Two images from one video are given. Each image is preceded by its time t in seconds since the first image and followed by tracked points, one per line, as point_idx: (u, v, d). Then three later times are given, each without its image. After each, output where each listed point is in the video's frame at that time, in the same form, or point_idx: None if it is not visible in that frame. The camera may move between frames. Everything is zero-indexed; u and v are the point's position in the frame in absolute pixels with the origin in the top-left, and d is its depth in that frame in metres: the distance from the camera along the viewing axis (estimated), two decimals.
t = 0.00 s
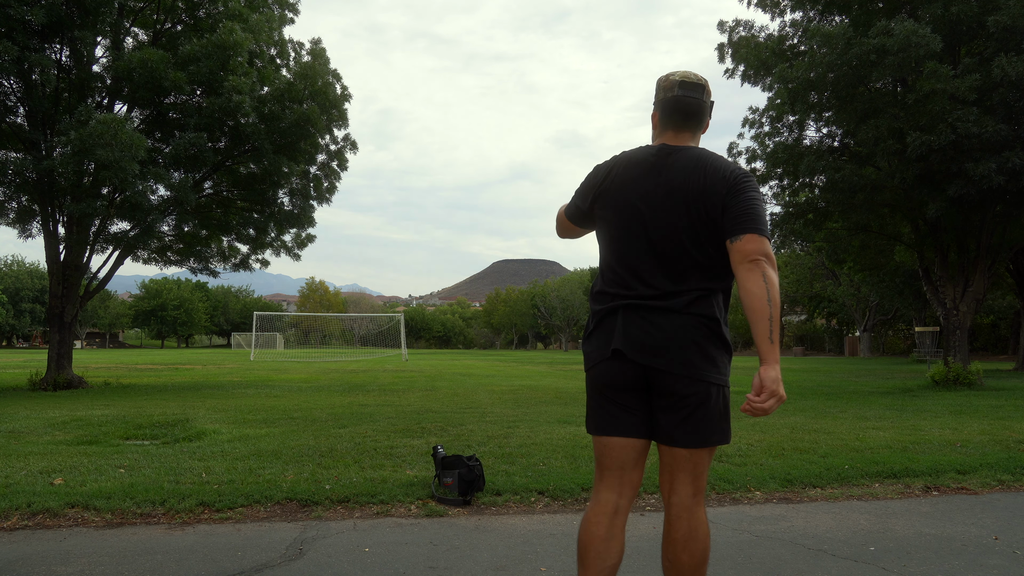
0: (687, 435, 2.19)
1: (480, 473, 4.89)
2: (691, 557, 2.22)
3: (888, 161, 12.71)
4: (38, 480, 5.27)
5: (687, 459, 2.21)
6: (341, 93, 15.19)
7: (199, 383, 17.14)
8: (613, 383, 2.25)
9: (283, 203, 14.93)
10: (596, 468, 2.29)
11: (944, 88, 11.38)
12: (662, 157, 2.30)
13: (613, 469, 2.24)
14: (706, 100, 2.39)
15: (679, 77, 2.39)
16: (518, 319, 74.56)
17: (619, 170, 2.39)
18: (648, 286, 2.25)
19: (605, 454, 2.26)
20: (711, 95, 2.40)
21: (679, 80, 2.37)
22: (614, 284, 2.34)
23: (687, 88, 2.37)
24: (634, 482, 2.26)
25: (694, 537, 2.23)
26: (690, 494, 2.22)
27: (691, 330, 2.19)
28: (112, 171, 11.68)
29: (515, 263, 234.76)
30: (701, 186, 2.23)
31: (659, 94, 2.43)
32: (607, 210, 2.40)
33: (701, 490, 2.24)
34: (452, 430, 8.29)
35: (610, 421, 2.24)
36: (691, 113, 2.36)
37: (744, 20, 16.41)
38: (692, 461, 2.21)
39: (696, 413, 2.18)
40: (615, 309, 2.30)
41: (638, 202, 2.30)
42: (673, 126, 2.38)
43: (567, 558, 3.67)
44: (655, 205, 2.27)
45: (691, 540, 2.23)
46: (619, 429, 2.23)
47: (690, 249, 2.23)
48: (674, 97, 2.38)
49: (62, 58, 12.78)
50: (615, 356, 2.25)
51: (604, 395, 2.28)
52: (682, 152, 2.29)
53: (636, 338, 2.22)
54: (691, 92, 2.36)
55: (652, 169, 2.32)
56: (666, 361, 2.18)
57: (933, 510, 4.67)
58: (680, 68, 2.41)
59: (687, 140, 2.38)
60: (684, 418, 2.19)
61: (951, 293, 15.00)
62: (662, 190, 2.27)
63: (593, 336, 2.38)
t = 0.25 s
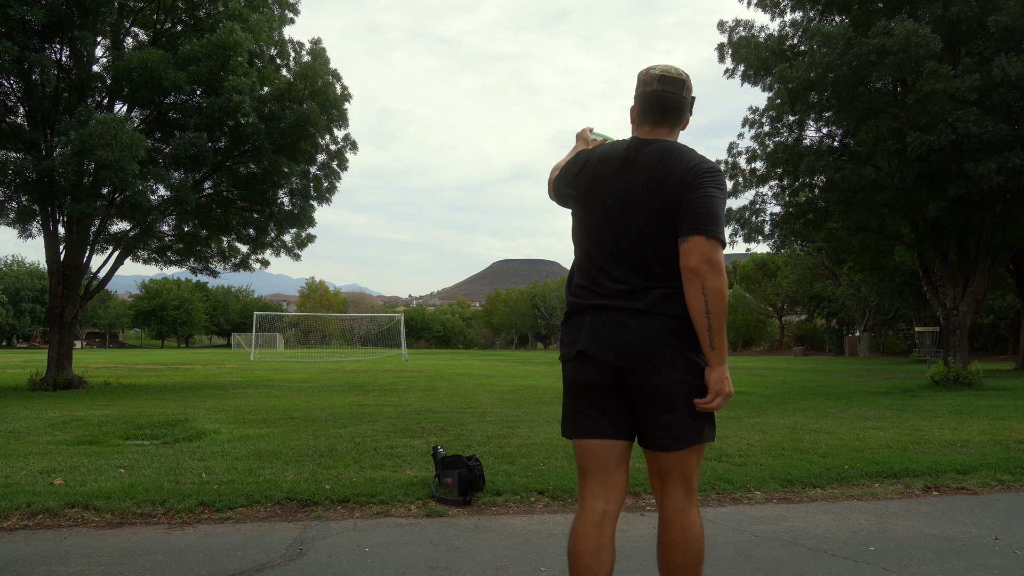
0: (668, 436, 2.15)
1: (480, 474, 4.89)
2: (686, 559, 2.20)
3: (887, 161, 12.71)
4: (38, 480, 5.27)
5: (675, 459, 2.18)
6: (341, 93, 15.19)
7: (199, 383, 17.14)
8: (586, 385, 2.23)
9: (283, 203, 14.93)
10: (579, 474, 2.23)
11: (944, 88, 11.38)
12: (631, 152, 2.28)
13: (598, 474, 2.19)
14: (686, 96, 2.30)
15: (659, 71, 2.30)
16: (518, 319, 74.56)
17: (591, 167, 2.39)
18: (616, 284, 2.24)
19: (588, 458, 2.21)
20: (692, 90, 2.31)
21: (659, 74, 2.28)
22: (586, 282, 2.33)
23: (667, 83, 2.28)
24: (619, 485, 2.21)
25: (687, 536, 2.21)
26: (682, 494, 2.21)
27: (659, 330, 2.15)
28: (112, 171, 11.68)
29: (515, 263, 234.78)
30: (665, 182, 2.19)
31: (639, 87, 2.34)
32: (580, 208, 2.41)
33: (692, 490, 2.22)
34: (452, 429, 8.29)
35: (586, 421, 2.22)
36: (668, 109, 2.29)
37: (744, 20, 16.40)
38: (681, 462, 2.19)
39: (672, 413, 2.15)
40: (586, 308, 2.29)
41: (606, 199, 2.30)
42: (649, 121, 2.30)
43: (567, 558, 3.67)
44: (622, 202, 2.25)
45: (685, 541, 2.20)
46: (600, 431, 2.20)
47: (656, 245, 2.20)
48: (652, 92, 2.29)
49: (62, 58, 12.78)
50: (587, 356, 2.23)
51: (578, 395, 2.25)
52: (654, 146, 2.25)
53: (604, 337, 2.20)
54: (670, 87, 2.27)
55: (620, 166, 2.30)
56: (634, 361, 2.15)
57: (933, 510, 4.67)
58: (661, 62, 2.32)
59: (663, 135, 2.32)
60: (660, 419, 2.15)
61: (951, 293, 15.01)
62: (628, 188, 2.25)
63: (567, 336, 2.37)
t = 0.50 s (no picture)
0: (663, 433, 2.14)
1: (480, 474, 4.89)
2: (680, 554, 2.18)
3: (887, 161, 12.71)
4: (38, 480, 5.27)
5: (669, 455, 2.17)
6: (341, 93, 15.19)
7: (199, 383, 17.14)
8: (574, 388, 2.17)
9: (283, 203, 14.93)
10: (569, 477, 2.21)
11: (944, 88, 11.39)
12: (610, 149, 2.24)
13: (588, 478, 2.16)
14: (669, 90, 2.28)
15: (640, 65, 2.29)
16: (518, 319, 74.53)
17: (572, 165, 2.34)
18: (601, 283, 2.18)
19: (577, 462, 2.18)
20: (675, 85, 2.29)
21: (641, 68, 2.26)
22: (569, 283, 2.27)
23: (649, 76, 2.26)
24: (610, 486, 2.17)
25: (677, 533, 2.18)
26: (676, 489, 2.19)
27: (648, 329, 2.10)
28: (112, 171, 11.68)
29: (514, 263, 234.75)
30: (647, 178, 2.14)
31: (621, 82, 2.32)
32: (561, 208, 2.36)
33: (687, 483, 2.21)
34: (452, 429, 8.29)
35: (576, 424, 2.17)
36: (651, 104, 2.27)
37: (744, 20, 16.39)
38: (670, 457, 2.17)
39: (666, 410, 2.12)
40: (569, 310, 2.23)
41: (588, 197, 2.24)
42: (631, 117, 2.28)
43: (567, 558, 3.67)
44: (605, 200, 2.20)
45: (680, 536, 2.19)
46: (590, 433, 2.16)
47: (641, 244, 2.15)
48: (634, 86, 2.27)
49: (62, 58, 12.77)
50: (574, 357, 2.17)
51: (566, 398, 2.20)
52: (635, 141, 2.21)
53: (591, 338, 2.14)
54: (653, 81, 2.25)
55: (601, 163, 2.26)
56: (621, 361, 2.10)
57: (933, 510, 4.67)
58: (642, 56, 2.31)
59: (646, 131, 2.28)
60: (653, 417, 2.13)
61: (951, 293, 15.01)
62: (610, 185, 2.20)
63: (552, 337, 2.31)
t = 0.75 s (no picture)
0: (653, 442, 2.11)
1: (480, 474, 4.90)
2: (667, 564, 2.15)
3: (887, 161, 12.72)
4: (38, 480, 5.27)
5: (664, 461, 2.14)
6: (341, 93, 15.19)
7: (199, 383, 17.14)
8: (578, 389, 2.15)
9: (283, 203, 14.93)
10: (573, 478, 2.21)
11: (944, 88, 11.39)
12: (623, 145, 2.19)
13: (591, 478, 2.17)
14: (672, 83, 2.27)
15: (641, 60, 2.28)
16: (518, 319, 74.54)
17: (580, 159, 2.29)
18: (610, 284, 2.14)
19: (581, 462, 2.18)
20: (677, 78, 2.28)
21: (643, 62, 2.25)
22: (576, 281, 2.22)
23: (651, 70, 2.25)
24: (614, 486, 2.18)
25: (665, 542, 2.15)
26: (655, 503, 2.14)
27: (658, 332, 2.08)
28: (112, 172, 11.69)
29: (514, 263, 234.73)
30: (663, 178, 2.12)
31: (623, 77, 2.32)
32: (568, 204, 2.29)
33: (666, 497, 2.16)
34: (452, 430, 8.29)
35: (580, 425, 2.16)
36: (656, 97, 2.25)
37: (744, 20, 16.39)
38: (665, 462, 2.14)
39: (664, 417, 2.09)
40: (576, 310, 2.18)
41: (600, 194, 2.19)
42: (637, 111, 2.27)
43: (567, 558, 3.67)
44: (618, 199, 2.16)
45: (656, 552, 2.14)
46: (593, 435, 2.15)
47: (655, 244, 2.12)
48: (638, 81, 2.26)
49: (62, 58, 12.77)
50: (580, 359, 2.13)
51: (569, 398, 2.18)
52: (644, 138, 2.19)
53: (599, 340, 2.11)
54: (656, 74, 2.24)
55: (612, 160, 2.21)
56: (628, 364, 2.08)
57: (933, 510, 4.67)
58: (643, 51, 2.30)
59: (651, 125, 2.27)
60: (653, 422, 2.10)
61: (950, 293, 15.01)
62: (623, 183, 2.16)
63: (554, 336, 2.26)
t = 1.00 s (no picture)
0: (653, 444, 2.10)
1: (480, 474, 4.90)
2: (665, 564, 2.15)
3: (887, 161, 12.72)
4: (38, 480, 5.26)
5: (664, 463, 2.13)
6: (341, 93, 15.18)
7: (199, 383, 17.14)
8: (584, 390, 2.14)
9: (283, 203, 14.92)
10: (574, 478, 2.21)
11: (944, 88, 11.39)
12: (634, 144, 2.17)
13: (592, 479, 2.16)
14: (681, 80, 2.28)
15: (651, 57, 2.29)
16: (518, 319, 74.54)
17: (587, 156, 2.25)
18: (617, 283, 2.13)
19: (581, 463, 2.17)
20: (687, 75, 2.29)
21: (652, 59, 2.27)
22: (581, 279, 2.20)
23: (661, 67, 2.26)
24: (614, 488, 2.18)
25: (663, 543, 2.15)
26: (652, 506, 2.13)
27: (664, 333, 2.09)
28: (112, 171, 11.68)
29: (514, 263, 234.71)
30: (676, 180, 2.11)
31: (632, 75, 2.33)
32: (573, 200, 2.26)
33: (663, 499, 2.15)
34: (452, 430, 8.29)
35: (582, 426, 2.15)
36: (666, 95, 2.26)
37: (744, 20, 16.39)
38: (663, 464, 2.13)
39: (666, 418, 2.09)
40: (583, 310, 2.16)
41: (608, 192, 2.16)
42: (646, 107, 2.26)
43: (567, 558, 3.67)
44: (627, 199, 2.13)
45: (653, 555, 2.14)
46: (594, 435, 2.14)
47: (664, 245, 2.10)
48: (648, 78, 2.26)
49: (62, 58, 12.76)
50: (587, 360, 2.11)
51: (573, 399, 2.17)
52: (654, 137, 2.17)
53: (607, 342, 2.09)
54: (665, 70, 2.26)
55: (621, 159, 2.18)
56: (635, 366, 2.07)
57: (933, 510, 4.67)
58: (652, 51, 2.32)
59: (660, 122, 2.27)
60: (656, 423, 2.09)
61: (950, 293, 15.01)
62: (633, 182, 2.13)
63: (559, 334, 2.25)
